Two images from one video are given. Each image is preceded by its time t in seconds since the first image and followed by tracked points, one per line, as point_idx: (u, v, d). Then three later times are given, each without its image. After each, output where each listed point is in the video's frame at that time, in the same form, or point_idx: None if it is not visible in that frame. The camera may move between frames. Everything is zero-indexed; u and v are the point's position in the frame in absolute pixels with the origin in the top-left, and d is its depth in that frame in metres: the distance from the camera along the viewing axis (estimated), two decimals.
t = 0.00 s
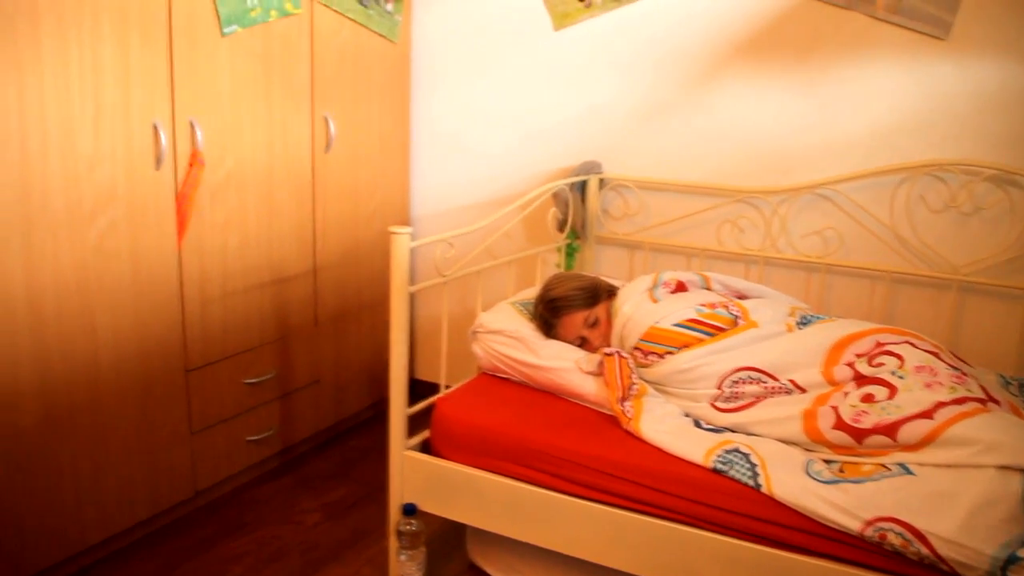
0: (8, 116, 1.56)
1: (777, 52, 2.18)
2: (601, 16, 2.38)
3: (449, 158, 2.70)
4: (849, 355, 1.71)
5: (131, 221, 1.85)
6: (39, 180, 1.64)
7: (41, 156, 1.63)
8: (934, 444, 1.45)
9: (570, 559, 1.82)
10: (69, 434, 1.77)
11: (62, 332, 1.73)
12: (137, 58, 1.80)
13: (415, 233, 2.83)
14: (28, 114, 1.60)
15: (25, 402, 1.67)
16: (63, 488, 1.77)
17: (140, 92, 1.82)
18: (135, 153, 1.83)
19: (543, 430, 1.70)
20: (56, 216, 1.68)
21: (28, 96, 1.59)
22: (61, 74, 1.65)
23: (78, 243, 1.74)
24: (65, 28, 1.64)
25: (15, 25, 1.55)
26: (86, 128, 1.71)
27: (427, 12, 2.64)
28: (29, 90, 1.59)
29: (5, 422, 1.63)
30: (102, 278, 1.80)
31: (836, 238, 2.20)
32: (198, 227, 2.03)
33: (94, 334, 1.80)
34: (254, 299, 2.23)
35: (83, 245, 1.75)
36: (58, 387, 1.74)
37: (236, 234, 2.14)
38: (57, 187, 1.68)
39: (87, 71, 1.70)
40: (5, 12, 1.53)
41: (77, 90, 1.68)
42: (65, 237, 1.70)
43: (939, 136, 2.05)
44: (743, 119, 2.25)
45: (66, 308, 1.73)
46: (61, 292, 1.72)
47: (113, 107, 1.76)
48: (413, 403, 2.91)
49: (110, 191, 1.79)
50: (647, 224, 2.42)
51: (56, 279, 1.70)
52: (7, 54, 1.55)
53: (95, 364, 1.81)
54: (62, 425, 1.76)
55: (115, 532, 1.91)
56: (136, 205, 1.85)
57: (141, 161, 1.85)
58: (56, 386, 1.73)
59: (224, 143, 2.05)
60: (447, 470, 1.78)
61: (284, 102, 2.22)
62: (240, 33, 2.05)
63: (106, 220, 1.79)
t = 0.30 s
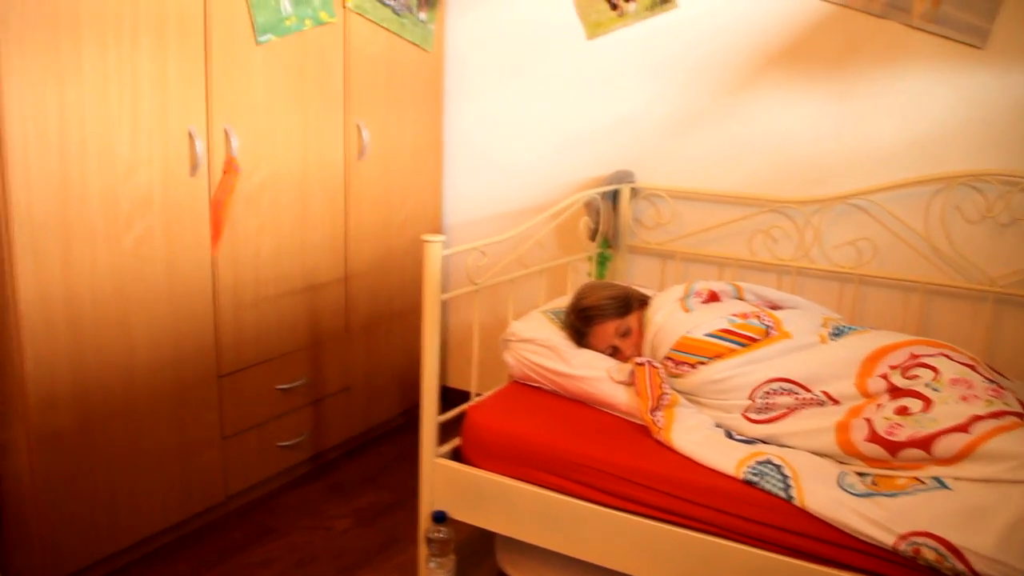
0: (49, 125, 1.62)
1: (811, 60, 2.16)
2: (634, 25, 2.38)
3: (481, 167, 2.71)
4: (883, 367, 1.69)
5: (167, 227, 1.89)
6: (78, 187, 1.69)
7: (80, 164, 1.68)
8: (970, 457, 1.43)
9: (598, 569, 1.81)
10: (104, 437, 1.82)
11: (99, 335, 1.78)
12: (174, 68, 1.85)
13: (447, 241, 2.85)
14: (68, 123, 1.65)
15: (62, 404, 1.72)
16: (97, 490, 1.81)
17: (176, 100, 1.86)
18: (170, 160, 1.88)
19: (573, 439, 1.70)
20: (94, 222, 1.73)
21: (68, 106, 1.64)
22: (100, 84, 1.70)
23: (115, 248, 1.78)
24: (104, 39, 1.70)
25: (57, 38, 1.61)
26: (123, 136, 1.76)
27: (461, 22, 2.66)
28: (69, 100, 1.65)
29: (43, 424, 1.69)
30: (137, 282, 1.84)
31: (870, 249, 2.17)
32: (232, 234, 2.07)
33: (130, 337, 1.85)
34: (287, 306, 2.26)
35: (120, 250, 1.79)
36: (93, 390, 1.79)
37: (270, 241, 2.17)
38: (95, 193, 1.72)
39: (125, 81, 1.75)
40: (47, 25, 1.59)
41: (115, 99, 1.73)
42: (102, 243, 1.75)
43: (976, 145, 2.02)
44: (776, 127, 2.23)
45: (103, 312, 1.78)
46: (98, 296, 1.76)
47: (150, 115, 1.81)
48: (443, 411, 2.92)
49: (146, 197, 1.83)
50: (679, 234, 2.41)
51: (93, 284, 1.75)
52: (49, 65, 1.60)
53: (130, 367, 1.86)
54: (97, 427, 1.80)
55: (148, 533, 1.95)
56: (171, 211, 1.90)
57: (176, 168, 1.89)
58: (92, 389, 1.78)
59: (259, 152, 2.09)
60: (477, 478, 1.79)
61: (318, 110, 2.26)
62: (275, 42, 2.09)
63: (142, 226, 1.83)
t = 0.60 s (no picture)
0: (74, 132, 1.65)
1: (833, 67, 2.15)
2: (655, 32, 2.38)
3: (501, 174, 2.72)
4: (905, 376, 1.67)
5: (189, 232, 1.92)
6: (102, 193, 1.72)
7: (104, 170, 1.71)
8: (993, 468, 1.41)
9: None
10: (125, 440, 1.84)
11: (121, 339, 1.81)
12: (197, 76, 1.88)
13: (467, 247, 2.86)
14: (93, 130, 1.68)
15: (83, 407, 1.75)
16: (118, 492, 1.84)
17: (200, 107, 1.89)
18: (194, 166, 1.91)
19: (591, 446, 1.70)
20: (118, 227, 1.76)
21: (93, 113, 1.68)
22: (124, 92, 1.73)
23: (138, 253, 1.81)
24: (128, 48, 1.73)
25: (82, 47, 1.64)
26: (147, 143, 1.79)
27: (482, 29, 2.67)
28: (93, 108, 1.68)
29: (65, 426, 1.72)
30: (159, 287, 1.87)
31: (892, 257, 2.15)
32: (254, 239, 2.09)
33: (152, 341, 1.88)
34: (307, 311, 2.28)
35: (143, 254, 1.82)
36: (115, 394, 1.81)
37: (291, 247, 2.20)
38: (119, 200, 1.76)
39: (149, 88, 1.78)
40: (73, 35, 1.62)
41: (139, 107, 1.77)
42: (125, 248, 1.78)
43: (1001, 154, 2.00)
44: (797, 134, 2.22)
45: (125, 316, 1.81)
46: (121, 301, 1.79)
47: (173, 122, 1.84)
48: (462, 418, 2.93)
49: (169, 202, 1.86)
50: (700, 241, 2.40)
51: (117, 288, 1.78)
52: (74, 73, 1.63)
53: (151, 371, 1.89)
54: (119, 430, 1.83)
55: (167, 536, 1.97)
56: (194, 216, 1.92)
57: (199, 173, 1.92)
58: (114, 392, 1.81)
59: (281, 158, 2.12)
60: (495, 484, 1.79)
61: (340, 117, 2.28)
62: (298, 48, 2.11)
63: (165, 232, 1.86)
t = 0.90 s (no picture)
0: (94, 140, 1.68)
1: (850, 74, 2.14)
2: (672, 39, 2.37)
3: (517, 181, 2.73)
4: (923, 385, 1.65)
5: (206, 238, 1.94)
6: (121, 199, 1.75)
7: (123, 177, 1.74)
8: (1012, 478, 1.40)
9: None
10: (141, 444, 1.87)
11: (139, 344, 1.83)
12: (216, 84, 1.90)
13: (483, 254, 2.87)
14: (112, 138, 1.71)
15: (101, 411, 1.77)
16: (134, 496, 1.86)
17: (218, 114, 1.92)
18: (212, 172, 1.93)
19: (606, 454, 1.70)
20: (136, 233, 1.79)
21: (113, 120, 1.70)
22: (143, 100, 1.76)
23: (156, 259, 1.84)
24: (148, 57, 1.76)
25: (103, 56, 1.67)
26: (165, 150, 1.82)
27: (499, 37, 2.69)
28: (113, 115, 1.71)
29: (84, 431, 1.74)
30: (177, 292, 1.89)
31: (909, 265, 2.13)
32: (271, 245, 2.11)
33: (169, 346, 1.90)
34: (324, 318, 2.29)
35: (161, 260, 1.85)
36: (132, 398, 1.84)
37: (308, 253, 2.21)
38: (137, 206, 1.78)
39: (168, 96, 1.81)
40: (94, 44, 1.65)
41: (158, 115, 1.79)
42: (143, 253, 1.81)
43: (1020, 161, 1.98)
44: (814, 141, 2.21)
45: (143, 322, 1.83)
46: (138, 306, 1.82)
47: (192, 129, 1.87)
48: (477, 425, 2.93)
49: (187, 209, 1.89)
50: (716, 249, 2.39)
51: (135, 294, 1.80)
52: (95, 83, 1.66)
53: (168, 375, 1.91)
54: (135, 434, 1.85)
55: (183, 541, 1.99)
56: (211, 223, 1.95)
57: (217, 179, 1.95)
58: (131, 397, 1.83)
59: (299, 165, 2.14)
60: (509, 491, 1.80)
61: (357, 125, 2.30)
62: (315, 56, 2.14)
63: (182, 238, 1.89)
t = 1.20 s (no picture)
0: (112, 146, 1.70)
1: (867, 79, 2.13)
2: (687, 45, 2.37)
3: (532, 186, 2.74)
4: (940, 393, 1.64)
5: (222, 244, 1.96)
6: (138, 205, 1.77)
7: (140, 183, 1.77)
8: None
9: None
10: (157, 448, 1.88)
11: (155, 349, 1.86)
12: (232, 90, 1.92)
13: (498, 259, 2.87)
14: (129, 144, 1.73)
15: (117, 415, 1.79)
16: (149, 499, 1.88)
17: (234, 120, 1.94)
18: (228, 178, 1.95)
19: (621, 461, 1.70)
20: (153, 238, 1.81)
21: (130, 126, 1.73)
22: (160, 106, 1.78)
23: (172, 264, 1.86)
24: (165, 65, 1.78)
25: (121, 64, 1.70)
26: (181, 156, 1.84)
27: (514, 44, 2.70)
28: (130, 122, 1.73)
29: (101, 436, 1.76)
30: (193, 298, 1.91)
31: (926, 271, 2.12)
32: (287, 250, 2.12)
33: (185, 351, 1.92)
34: (339, 323, 2.30)
35: (177, 265, 1.87)
36: (148, 402, 1.86)
37: (324, 258, 2.23)
38: (154, 212, 1.81)
39: (185, 103, 1.83)
40: (112, 51, 1.68)
41: (175, 122, 1.82)
42: (160, 258, 1.83)
43: None
44: (830, 147, 2.20)
45: (159, 327, 1.85)
46: (154, 311, 1.84)
47: (208, 135, 1.89)
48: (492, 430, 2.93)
49: (203, 214, 1.91)
50: (731, 255, 2.38)
51: (151, 298, 1.83)
52: (112, 89, 1.69)
53: (184, 380, 1.93)
54: (151, 438, 1.87)
55: (198, 545, 2.00)
56: (228, 228, 1.96)
57: (233, 185, 1.96)
58: (147, 401, 1.85)
59: (315, 170, 2.15)
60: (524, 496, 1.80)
61: (373, 130, 2.31)
62: (331, 61, 2.15)
63: (199, 243, 1.91)
